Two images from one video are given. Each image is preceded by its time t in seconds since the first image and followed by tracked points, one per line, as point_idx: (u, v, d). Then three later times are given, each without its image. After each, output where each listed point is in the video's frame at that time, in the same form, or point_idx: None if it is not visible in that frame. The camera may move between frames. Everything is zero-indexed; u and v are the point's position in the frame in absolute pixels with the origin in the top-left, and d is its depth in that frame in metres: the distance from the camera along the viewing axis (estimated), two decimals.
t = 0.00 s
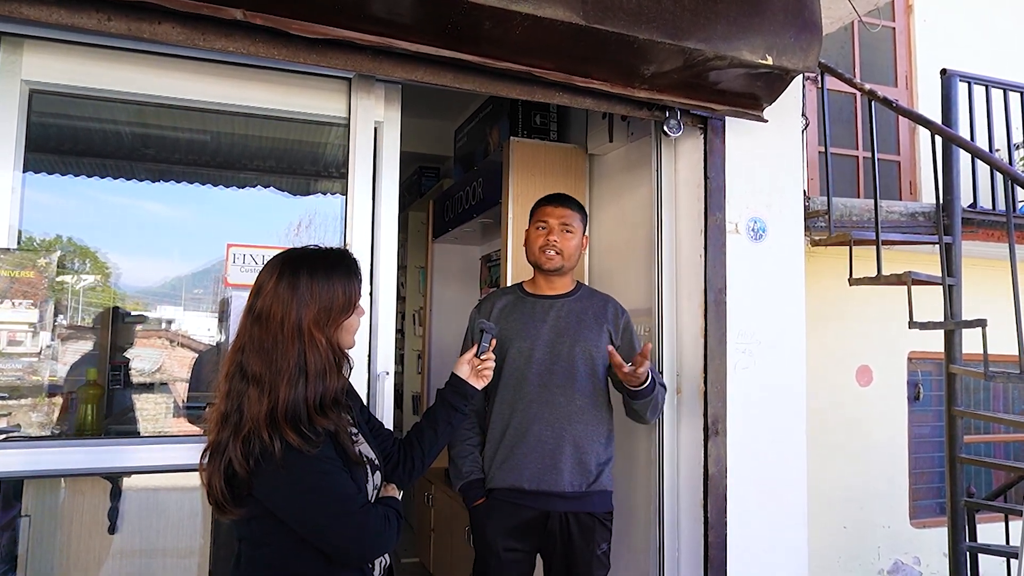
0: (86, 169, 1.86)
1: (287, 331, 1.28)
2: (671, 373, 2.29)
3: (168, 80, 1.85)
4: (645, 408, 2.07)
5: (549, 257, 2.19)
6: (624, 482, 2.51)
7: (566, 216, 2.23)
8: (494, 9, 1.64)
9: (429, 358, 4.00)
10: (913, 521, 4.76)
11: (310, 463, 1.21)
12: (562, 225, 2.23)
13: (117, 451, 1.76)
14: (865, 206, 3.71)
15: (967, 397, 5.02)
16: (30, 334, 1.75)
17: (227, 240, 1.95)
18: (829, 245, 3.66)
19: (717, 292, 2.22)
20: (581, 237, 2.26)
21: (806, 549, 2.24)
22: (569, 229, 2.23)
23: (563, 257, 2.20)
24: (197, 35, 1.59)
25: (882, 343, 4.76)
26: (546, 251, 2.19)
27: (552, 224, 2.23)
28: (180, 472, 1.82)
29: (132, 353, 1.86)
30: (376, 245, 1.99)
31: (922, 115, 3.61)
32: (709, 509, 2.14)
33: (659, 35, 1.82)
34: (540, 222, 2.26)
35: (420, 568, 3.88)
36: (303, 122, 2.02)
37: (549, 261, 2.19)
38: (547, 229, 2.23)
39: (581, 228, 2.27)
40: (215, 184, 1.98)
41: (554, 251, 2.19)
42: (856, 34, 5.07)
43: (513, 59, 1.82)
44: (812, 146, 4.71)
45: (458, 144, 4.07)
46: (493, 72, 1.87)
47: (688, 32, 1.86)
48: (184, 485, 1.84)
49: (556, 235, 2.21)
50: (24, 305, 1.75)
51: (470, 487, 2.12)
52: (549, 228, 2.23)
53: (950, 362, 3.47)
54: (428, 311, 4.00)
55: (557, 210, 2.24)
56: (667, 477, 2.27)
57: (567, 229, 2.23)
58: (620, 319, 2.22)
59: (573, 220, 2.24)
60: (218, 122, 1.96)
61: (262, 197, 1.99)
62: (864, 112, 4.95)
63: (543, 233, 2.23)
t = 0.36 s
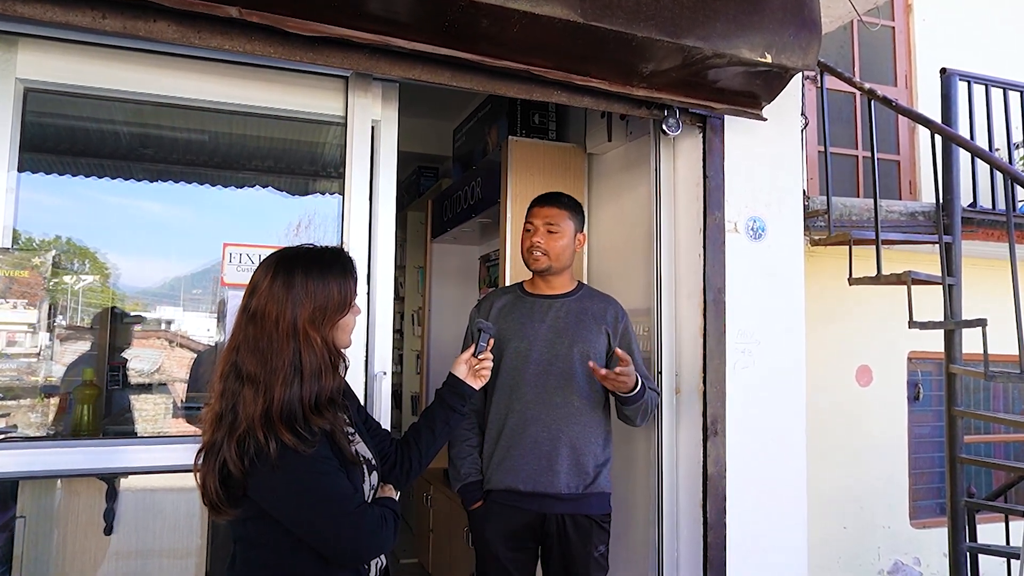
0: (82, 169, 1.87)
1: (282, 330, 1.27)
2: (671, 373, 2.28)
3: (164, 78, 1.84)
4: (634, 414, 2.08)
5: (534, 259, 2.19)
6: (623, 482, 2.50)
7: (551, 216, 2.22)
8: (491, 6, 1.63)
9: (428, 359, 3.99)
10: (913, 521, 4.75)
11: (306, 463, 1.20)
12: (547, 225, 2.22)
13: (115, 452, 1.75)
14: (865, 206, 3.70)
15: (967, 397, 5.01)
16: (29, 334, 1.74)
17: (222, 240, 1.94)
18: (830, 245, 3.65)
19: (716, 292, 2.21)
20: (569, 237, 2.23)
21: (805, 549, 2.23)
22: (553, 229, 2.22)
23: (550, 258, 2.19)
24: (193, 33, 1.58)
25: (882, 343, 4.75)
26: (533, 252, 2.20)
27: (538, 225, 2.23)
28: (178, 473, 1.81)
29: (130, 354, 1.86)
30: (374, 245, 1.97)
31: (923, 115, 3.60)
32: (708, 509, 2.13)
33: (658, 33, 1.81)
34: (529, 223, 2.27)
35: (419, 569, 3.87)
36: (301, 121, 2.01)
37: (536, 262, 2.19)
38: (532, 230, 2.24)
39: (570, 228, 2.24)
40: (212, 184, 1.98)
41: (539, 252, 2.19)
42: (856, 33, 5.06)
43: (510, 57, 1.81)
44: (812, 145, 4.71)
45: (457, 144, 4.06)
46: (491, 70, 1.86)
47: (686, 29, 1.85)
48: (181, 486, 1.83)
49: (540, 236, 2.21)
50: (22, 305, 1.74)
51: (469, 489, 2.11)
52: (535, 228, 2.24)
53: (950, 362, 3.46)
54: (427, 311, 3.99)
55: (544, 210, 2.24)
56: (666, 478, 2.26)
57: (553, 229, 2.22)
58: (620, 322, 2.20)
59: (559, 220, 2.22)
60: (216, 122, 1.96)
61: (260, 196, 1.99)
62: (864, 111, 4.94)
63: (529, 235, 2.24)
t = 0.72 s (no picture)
0: (84, 171, 1.86)
1: (283, 333, 1.27)
2: (671, 376, 2.28)
3: (166, 81, 1.84)
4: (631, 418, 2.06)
5: (536, 265, 2.20)
6: (624, 486, 2.50)
7: (554, 224, 2.21)
8: (492, 10, 1.62)
9: (429, 361, 3.99)
10: (915, 526, 4.74)
11: (307, 465, 1.20)
12: (549, 232, 2.21)
13: (115, 455, 1.75)
14: (866, 209, 3.69)
15: (969, 401, 5.00)
16: (31, 336, 1.74)
17: (223, 243, 1.95)
18: (831, 248, 3.64)
19: (718, 296, 2.20)
20: (571, 243, 2.23)
21: (806, 554, 2.22)
22: (556, 236, 2.21)
23: (551, 264, 2.19)
24: (194, 36, 1.59)
25: (883, 346, 4.74)
26: (534, 258, 2.20)
27: (539, 232, 2.22)
28: (178, 475, 1.81)
29: (131, 356, 1.85)
30: (376, 248, 1.98)
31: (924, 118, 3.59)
32: (709, 513, 2.12)
33: (659, 36, 1.81)
34: (530, 227, 2.26)
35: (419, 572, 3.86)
36: (302, 124, 2.01)
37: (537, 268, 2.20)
38: (534, 236, 2.23)
39: (572, 233, 2.23)
40: (215, 186, 1.98)
41: (541, 259, 2.19)
42: (857, 37, 5.07)
43: (512, 60, 1.81)
44: (813, 149, 4.71)
45: (459, 147, 4.07)
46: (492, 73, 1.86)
47: (688, 33, 1.85)
48: (181, 489, 1.83)
49: (542, 243, 2.20)
50: (23, 307, 1.74)
51: (470, 490, 2.11)
52: (536, 235, 2.23)
53: (952, 366, 3.45)
54: (428, 314, 3.99)
55: (545, 217, 2.23)
56: (667, 481, 2.26)
57: (555, 236, 2.21)
58: (620, 323, 2.20)
59: (561, 228, 2.21)
60: (218, 124, 1.96)
61: (261, 199, 1.99)
62: (865, 115, 4.94)
63: (530, 241, 2.23)
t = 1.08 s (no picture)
0: (83, 174, 1.86)
1: (283, 334, 1.27)
2: (671, 378, 2.28)
3: (165, 84, 1.84)
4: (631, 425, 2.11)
5: (528, 262, 2.21)
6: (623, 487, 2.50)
7: (542, 220, 2.23)
8: (491, 12, 1.63)
9: (429, 362, 3.99)
10: (915, 526, 4.74)
11: (307, 466, 1.20)
12: (538, 228, 2.23)
13: (115, 457, 1.75)
14: (866, 211, 3.70)
15: (969, 401, 5.00)
16: (30, 338, 1.74)
17: (223, 245, 1.95)
18: (830, 249, 3.65)
19: (717, 297, 2.21)
20: (561, 239, 2.24)
21: (805, 556, 2.23)
22: (545, 231, 2.22)
23: (544, 260, 2.20)
24: (194, 39, 1.59)
25: (883, 347, 4.74)
26: (526, 256, 2.21)
27: (530, 229, 2.23)
28: (178, 477, 1.81)
29: (131, 358, 1.84)
30: (375, 250, 1.98)
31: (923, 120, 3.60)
32: (708, 515, 2.13)
33: (658, 38, 1.81)
34: (520, 227, 2.27)
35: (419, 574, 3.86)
36: (302, 126, 2.01)
37: (529, 265, 2.20)
38: (524, 234, 2.24)
39: (561, 229, 2.24)
40: (215, 189, 1.98)
41: (532, 255, 2.20)
42: (856, 38, 5.07)
43: (510, 62, 1.81)
44: (812, 150, 4.71)
45: (459, 148, 4.07)
46: (490, 75, 1.87)
47: (686, 35, 1.85)
48: (181, 491, 1.83)
49: (532, 240, 2.22)
50: (23, 309, 1.74)
51: (467, 490, 2.11)
52: (526, 233, 2.24)
53: (952, 367, 3.45)
54: (428, 316, 3.99)
55: (535, 214, 2.25)
56: (667, 482, 2.26)
57: (545, 232, 2.22)
58: (619, 323, 2.20)
59: (550, 223, 2.22)
60: (218, 126, 1.96)
61: (261, 201, 1.99)
62: (865, 116, 4.95)
63: (521, 239, 2.25)
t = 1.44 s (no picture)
0: (84, 174, 1.87)
1: (284, 334, 1.27)
2: (671, 377, 2.29)
3: (166, 84, 1.85)
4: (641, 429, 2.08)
5: (532, 263, 2.20)
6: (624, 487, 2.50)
7: (547, 221, 2.22)
8: (491, 13, 1.63)
9: (429, 362, 4.00)
10: (916, 526, 4.74)
11: (308, 467, 1.20)
12: (543, 230, 2.22)
13: (115, 457, 1.74)
14: (866, 210, 3.69)
15: (969, 401, 5.00)
16: (31, 338, 1.74)
17: (224, 245, 1.95)
18: (831, 249, 3.65)
19: (717, 297, 2.21)
20: (565, 240, 2.24)
21: (806, 555, 2.23)
22: (549, 233, 2.22)
23: (547, 262, 2.20)
24: (195, 40, 1.59)
25: (883, 346, 4.74)
26: (530, 257, 2.21)
27: (533, 231, 2.23)
28: (179, 477, 1.81)
29: (131, 358, 1.86)
30: (376, 250, 1.98)
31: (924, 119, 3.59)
32: (709, 515, 2.13)
33: (658, 38, 1.82)
34: (524, 228, 2.27)
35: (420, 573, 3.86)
36: (302, 126, 2.01)
37: (534, 267, 2.20)
38: (528, 235, 2.24)
39: (565, 230, 2.24)
40: (215, 189, 2.00)
41: (537, 257, 2.20)
42: (857, 37, 5.07)
43: (510, 62, 1.81)
44: (813, 150, 4.71)
45: (459, 148, 4.07)
46: (491, 76, 1.87)
47: (686, 35, 1.85)
48: (182, 491, 1.83)
49: (536, 241, 2.21)
50: (24, 310, 1.73)
51: (470, 493, 2.10)
52: (530, 234, 2.24)
53: (952, 366, 3.45)
54: (428, 315, 4.00)
55: (538, 215, 2.24)
56: (667, 482, 2.26)
57: (548, 233, 2.22)
58: (619, 323, 2.20)
59: (554, 224, 2.22)
60: (218, 127, 1.96)
61: (261, 202, 2.00)
62: (865, 115, 4.95)
63: (525, 240, 2.24)
